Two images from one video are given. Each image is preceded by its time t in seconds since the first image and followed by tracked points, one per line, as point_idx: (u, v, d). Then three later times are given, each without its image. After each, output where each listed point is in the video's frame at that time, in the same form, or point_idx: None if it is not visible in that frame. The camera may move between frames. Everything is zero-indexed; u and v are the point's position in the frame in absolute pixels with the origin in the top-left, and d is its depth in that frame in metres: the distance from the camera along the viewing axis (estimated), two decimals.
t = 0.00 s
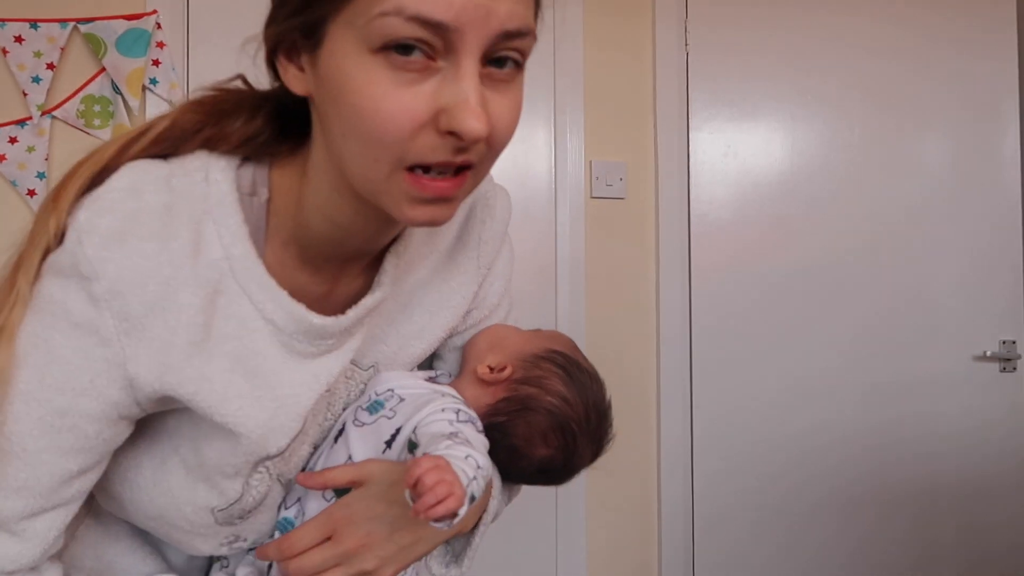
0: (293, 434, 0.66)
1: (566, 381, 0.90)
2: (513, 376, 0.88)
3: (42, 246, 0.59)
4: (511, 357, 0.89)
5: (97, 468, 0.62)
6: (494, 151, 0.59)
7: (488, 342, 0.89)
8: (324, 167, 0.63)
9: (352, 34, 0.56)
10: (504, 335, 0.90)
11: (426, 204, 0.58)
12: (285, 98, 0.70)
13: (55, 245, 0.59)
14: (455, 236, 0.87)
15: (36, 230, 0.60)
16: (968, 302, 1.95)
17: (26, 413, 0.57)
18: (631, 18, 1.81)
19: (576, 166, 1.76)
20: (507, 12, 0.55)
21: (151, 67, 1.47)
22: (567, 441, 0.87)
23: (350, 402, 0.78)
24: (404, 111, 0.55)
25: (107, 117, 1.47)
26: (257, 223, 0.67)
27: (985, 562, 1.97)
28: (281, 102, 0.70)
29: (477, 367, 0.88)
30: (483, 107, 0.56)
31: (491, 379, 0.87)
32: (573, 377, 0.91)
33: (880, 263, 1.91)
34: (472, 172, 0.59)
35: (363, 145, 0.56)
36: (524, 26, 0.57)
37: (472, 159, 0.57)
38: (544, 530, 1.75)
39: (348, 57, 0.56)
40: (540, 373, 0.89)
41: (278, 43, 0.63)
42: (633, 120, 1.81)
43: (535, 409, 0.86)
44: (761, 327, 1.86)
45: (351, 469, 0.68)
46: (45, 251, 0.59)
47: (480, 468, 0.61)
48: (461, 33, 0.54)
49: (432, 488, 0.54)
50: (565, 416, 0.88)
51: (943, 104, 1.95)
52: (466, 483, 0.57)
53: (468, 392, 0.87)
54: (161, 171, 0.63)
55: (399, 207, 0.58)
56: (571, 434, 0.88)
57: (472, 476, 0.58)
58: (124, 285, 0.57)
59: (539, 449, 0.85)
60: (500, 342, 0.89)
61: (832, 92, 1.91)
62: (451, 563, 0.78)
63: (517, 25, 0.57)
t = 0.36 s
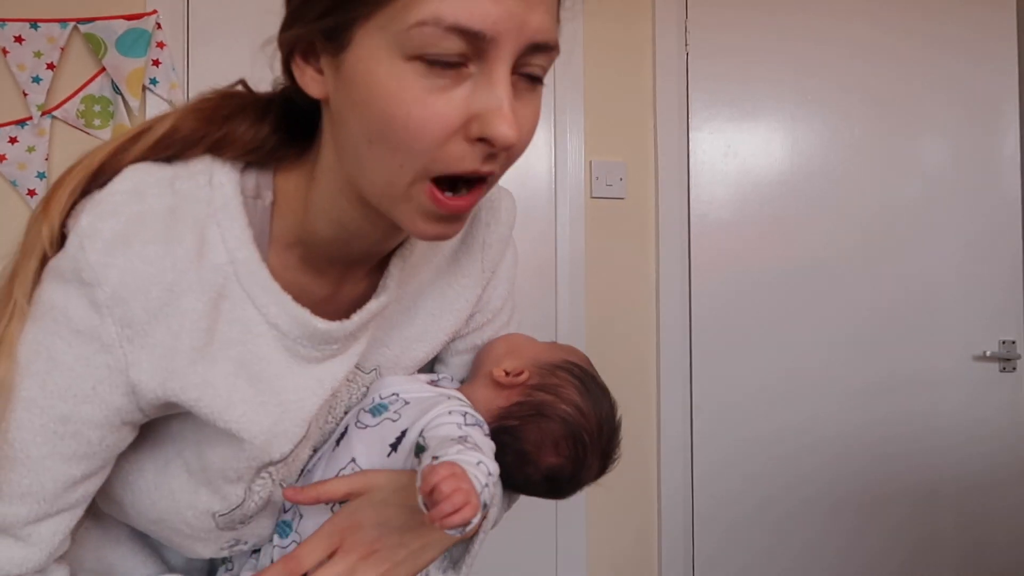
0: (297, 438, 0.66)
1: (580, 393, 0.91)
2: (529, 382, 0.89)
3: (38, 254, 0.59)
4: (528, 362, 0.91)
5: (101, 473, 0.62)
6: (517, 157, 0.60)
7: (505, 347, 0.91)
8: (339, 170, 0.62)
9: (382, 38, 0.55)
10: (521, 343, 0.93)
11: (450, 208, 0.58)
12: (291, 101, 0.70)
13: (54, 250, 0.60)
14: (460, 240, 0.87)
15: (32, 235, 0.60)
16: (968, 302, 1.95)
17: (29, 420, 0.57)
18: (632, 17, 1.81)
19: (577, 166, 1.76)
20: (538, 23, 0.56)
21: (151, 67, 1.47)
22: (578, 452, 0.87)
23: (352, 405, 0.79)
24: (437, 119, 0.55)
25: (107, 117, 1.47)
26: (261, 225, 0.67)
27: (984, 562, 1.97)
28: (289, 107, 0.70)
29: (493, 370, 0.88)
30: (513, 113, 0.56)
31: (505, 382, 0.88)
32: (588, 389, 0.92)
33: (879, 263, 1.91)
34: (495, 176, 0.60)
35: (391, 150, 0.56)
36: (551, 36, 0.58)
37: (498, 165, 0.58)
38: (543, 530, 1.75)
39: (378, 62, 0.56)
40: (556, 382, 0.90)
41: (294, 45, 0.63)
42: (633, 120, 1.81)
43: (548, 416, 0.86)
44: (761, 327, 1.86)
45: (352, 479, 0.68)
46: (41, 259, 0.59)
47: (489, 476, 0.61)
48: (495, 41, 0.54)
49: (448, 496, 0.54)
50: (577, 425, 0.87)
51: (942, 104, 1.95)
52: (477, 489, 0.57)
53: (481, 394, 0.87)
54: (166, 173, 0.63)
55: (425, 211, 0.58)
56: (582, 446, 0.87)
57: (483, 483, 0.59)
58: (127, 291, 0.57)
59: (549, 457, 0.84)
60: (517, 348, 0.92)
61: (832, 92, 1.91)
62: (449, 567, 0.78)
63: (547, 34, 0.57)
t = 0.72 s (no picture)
0: (295, 435, 0.67)
1: (575, 394, 0.91)
2: (523, 383, 0.89)
3: (32, 253, 0.59)
4: (523, 362, 0.91)
5: (98, 472, 0.62)
6: (519, 149, 0.59)
7: (502, 344, 0.91)
8: (339, 161, 0.62)
9: (388, 21, 0.56)
10: (518, 342, 0.92)
11: (451, 197, 0.57)
12: (286, 97, 0.71)
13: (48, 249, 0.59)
14: (453, 237, 0.86)
15: (24, 233, 0.60)
16: (968, 302, 1.95)
17: (26, 418, 0.57)
18: (632, 17, 1.81)
19: (577, 166, 1.76)
20: (542, 16, 0.56)
21: (151, 67, 1.47)
22: (570, 453, 0.87)
23: (347, 401, 0.79)
24: (441, 101, 0.54)
25: (107, 117, 1.47)
26: (255, 221, 0.67)
27: (984, 562, 1.97)
28: (284, 102, 0.71)
29: (486, 370, 0.88)
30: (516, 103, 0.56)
31: (499, 382, 0.88)
32: (582, 391, 0.92)
33: (879, 263, 1.91)
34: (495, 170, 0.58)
35: (394, 133, 0.56)
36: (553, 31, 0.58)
37: (499, 154, 0.57)
38: (543, 530, 1.75)
39: (383, 44, 0.56)
40: (550, 383, 0.90)
41: (296, 30, 0.63)
42: (633, 120, 1.81)
43: (541, 418, 0.87)
44: (761, 327, 1.86)
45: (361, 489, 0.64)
46: (35, 259, 0.59)
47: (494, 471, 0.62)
48: (501, 30, 0.55)
49: (461, 494, 0.54)
50: (570, 427, 0.88)
51: (943, 104, 1.95)
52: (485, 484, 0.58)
53: (474, 395, 0.87)
54: (159, 170, 0.63)
55: (423, 198, 0.57)
56: (575, 447, 0.87)
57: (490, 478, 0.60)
58: (123, 289, 0.57)
59: (541, 459, 0.85)
60: (513, 347, 0.91)
61: (832, 92, 1.91)
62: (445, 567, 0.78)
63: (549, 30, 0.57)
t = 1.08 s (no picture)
0: (290, 430, 0.67)
1: (572, 381, 0.91)
2: (521, 372, 0.89)
3: (19, 257, 0.59)
4: (520, 352, 0.91)
5: (93, 473, 0.62)
6: (508, 133, 0.59)
7: (496, 337, 0.91)
8: (328, 153, 0.62)
9: (374, 8, 0.56)
10: (510, 334, 0.92)
11: (442, 183, 0.57)
12: (275, 92, 0.71)
13: (37, 251, 0.59)
14: (443, 229, 0.86)
15: (14, 233, 0.60)
16: (968, 302, 1.95)
17: (20, 419, 0.56)
18: (632, 17, 1.81)
19: (576, 166, 1.76)
20: None
21: (151, 67, 1.47)
22: (570, 440, 0.87)
23: (342, 399, 0.79)
24: (431, 84, 0.54)
25: (107, 117, 1.47)
26: (246, 217, 0.67)
27: (985, 563, 1.97)
28: (272, 98, 0.71)
29: (483, 361, 0.88)
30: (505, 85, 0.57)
31: (497, 372, 0.87)
32: (579, 379, 0.92)
33: (879, 263, 1.91)
34: (485, 154, 0.59)
35: (384, 119, 0.56)
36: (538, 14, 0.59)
37: (490, 138, 0.57)
38: (543, 531, 1.75)
39: (372, 30, 0.56)
40: (547, 371, 0.90)
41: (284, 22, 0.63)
42: (633, 119, 1.81)
43: (541, 406, 0.86)
44: (760, 327, 1.86)
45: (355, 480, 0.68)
46: (23, 261, 0.59)
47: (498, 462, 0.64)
48: (488, 11, 0.55)
49: (467, 484, 0.55)
50: (570, 414, 0.87)
51: (943, 104, 1.95)
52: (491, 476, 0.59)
53: (472, 385, 0.87)
54: (147, 168, 0.62)
55: (414, 184, 0.57)
56: (575, 434, 0.87)
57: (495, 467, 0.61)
58: (115, 288, 0.56)
59: (542, 447, 0.85)
60: (507, 339, 0.91)
61: (832, 92, 1.91)
62: (446, 557, 0.78)
63: (536, 12, 0.58)
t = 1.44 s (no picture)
0: (292, 433, 0.67)
1: (574, 380, 0.91)
2: (523, 372, 0.89)
3: (17, 263, 0.59)
4: (522, 353, 0.91)
5: (95, 480, 0.61)
6: (497, 129, 0.59)
7: (497, 338, 0.91)
8: (320, 158, 0.61)
9: (354, 14, 0.55)
10: (510, 335, 0.93)
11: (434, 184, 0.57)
12: (266, 97, 0.69)
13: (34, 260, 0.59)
14: (440, 230, 0.86)
15: (15, 236, 0.59)
16: (968, 302, 1.95)
17: (21, 428, 0.56)
18: (632, 17, 1.81)
19: (577, 166, 1.76)
20: None
21: (151, 67, 1.47)
22: (575, 438, 0.87)
23: (347, 403, 0.78)
24: (416, 85, 0.54)
25: (107, 117, 1.47)
26: (246, 221, 0.67)
27: (985, 563, 1.97)
28: (265, 103, 0.69)
29: (486, 362, 0.88)
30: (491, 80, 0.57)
31: (500, 373, 0.88)
32: (581, 378, 0.92)
33: (880, 263, 1.91)
34: (475, 151, 0.59)
35: (374, 125, 0.56)
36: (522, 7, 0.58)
37: (478, 135, 0.57)
38: (544, 532, 1.75)
39: (353, 35, 0.55)
40: (550, 371, 0.90)
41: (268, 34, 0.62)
42: (633, 119, 1.81)
43: (545, 405, 0.87)
44: (761, 327, 1.86)
45: (363, 486, 0.68)
46: (21, 268, 0.59)
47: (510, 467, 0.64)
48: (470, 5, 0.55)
49: (485, 499, 0.55)
50: (574, 412, 0.88)
51: (943, 103, 1.95)
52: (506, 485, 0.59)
53: (475, 386, 0.87)
54: (144, 173, 0.62)
55: (406, 185, 0.57)
56: (580, 432, 0.88)
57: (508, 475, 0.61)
58: (114, 293, 0.56)
59: (548, 445, 0.85)
60: (508, 340, 0.92)
61: (832, 92, 1.91)
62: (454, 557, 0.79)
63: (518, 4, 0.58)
